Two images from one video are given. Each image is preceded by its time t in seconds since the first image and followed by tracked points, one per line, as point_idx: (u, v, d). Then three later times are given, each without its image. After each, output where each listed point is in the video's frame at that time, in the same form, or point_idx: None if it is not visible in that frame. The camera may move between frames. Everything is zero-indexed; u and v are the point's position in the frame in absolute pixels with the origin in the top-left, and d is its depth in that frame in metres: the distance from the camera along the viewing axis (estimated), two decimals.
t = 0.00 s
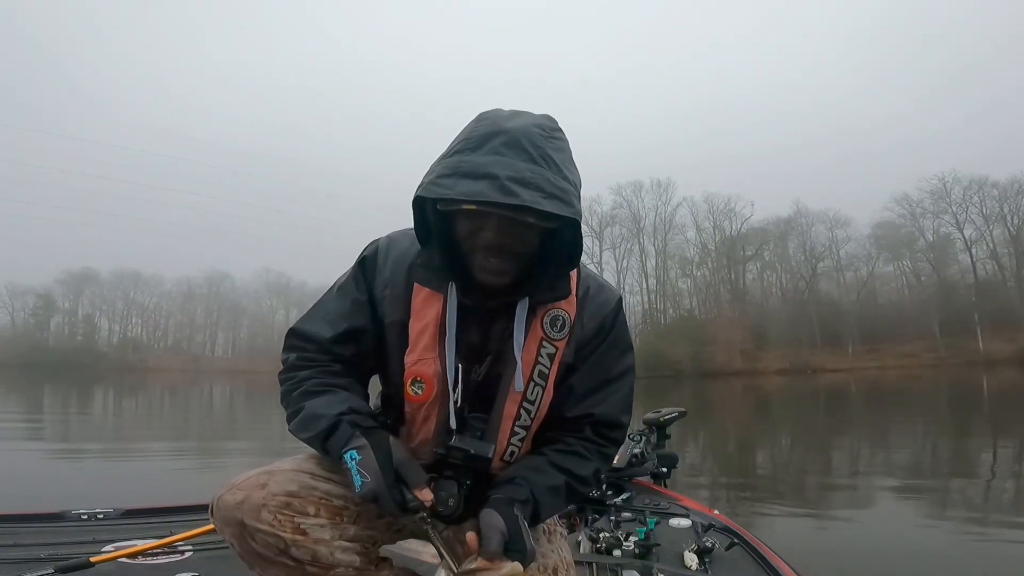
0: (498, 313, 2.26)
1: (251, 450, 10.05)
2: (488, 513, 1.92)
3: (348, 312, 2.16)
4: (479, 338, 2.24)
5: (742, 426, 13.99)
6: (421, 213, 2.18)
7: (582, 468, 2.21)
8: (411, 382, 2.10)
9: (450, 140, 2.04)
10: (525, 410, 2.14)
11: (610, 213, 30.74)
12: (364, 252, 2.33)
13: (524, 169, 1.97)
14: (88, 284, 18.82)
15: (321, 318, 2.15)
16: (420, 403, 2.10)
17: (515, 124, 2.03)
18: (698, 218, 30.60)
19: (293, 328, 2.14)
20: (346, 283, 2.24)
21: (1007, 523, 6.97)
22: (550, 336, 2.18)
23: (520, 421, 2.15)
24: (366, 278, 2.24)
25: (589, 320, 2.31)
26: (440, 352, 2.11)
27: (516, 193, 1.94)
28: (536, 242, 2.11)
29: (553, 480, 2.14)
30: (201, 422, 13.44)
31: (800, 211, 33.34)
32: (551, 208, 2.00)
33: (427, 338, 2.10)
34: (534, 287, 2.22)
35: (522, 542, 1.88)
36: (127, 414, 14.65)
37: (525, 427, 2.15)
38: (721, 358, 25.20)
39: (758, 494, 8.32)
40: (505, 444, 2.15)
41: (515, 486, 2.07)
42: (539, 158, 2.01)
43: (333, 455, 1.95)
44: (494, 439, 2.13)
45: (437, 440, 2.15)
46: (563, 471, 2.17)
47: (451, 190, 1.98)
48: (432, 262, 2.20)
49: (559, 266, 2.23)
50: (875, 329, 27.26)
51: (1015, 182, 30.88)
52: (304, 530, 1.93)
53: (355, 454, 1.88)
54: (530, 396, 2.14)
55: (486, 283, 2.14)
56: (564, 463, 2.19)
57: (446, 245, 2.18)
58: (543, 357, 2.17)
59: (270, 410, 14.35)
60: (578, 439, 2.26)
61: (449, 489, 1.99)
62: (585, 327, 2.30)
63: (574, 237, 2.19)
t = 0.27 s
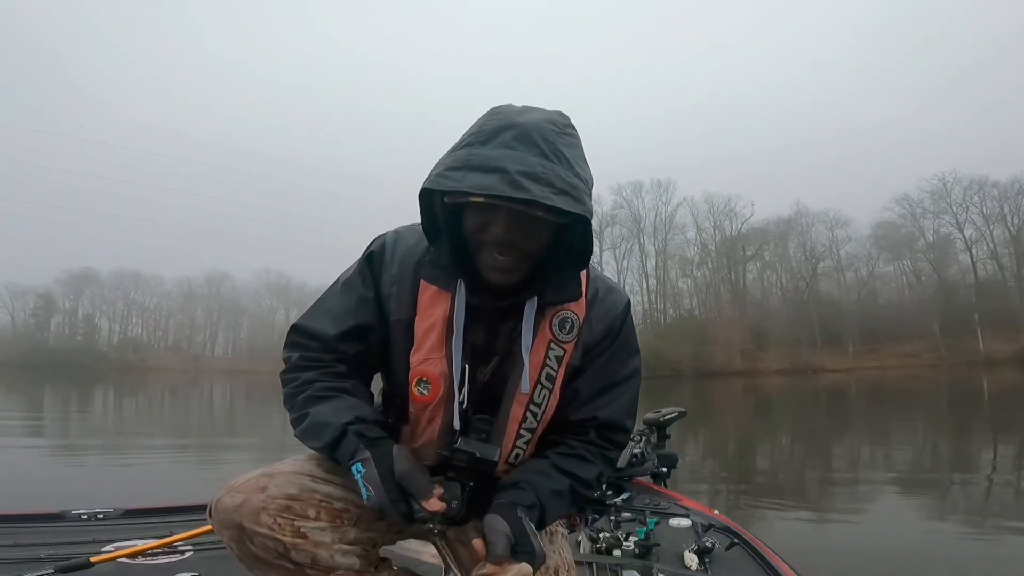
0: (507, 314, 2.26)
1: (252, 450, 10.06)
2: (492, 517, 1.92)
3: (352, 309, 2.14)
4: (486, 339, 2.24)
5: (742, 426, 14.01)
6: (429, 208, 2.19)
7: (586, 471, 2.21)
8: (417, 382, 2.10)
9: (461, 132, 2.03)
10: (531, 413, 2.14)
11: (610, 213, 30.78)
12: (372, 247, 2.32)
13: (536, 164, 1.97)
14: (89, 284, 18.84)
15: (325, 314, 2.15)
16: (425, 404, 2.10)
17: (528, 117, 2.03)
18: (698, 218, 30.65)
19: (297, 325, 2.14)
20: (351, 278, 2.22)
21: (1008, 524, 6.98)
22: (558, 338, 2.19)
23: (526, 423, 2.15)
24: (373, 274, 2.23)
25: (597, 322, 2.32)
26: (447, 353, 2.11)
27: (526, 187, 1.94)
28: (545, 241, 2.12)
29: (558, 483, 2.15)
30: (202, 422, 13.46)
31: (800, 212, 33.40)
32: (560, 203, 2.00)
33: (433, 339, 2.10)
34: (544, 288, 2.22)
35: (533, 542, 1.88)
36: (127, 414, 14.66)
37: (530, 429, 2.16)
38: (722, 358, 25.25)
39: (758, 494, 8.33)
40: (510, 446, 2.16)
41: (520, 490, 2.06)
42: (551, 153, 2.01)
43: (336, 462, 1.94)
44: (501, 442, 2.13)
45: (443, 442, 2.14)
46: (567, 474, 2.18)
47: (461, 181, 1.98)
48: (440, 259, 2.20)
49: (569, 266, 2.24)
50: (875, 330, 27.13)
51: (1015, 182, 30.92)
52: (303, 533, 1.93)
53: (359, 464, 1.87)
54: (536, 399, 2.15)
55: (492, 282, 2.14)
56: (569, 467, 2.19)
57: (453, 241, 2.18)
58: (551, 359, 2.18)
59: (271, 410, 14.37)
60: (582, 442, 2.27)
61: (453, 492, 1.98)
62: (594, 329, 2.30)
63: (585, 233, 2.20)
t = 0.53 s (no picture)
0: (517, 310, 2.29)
1: (252, 450, 10.06)
2: (484, 525, 1.88)
3: (354, 300, 2.14)
4: (491, 336, 2.25)
5: (742, 426, 14.00)
6: (441, 181, 2.30)
7: (587, 475, 2.20)
8: (422, 377, 2.08)
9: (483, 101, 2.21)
10: (538, 409, 2.14)
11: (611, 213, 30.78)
12: (374, 239, 2.32)
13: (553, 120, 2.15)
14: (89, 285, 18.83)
15: (325, 303, 2.14)
16: (430, 399, 2.09)
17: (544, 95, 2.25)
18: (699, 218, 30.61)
19: (296, 316, 2.12)
20: (352, 267, 2.22)
21: (1009, 524, 6.97)
22: (567, 333, 2.20)
23: (533, 421, 2.15)
24: (376, 266, 2.23)
25: (604, 322, 2.33)
26: (453, 348, 2.11)
27: (544, 134, 2.10)
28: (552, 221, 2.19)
29: (559, 488, 2.13)
30: (203, 422, 13.46)
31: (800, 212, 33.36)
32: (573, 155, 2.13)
33: (440, 332, 2.10)
34: (553, 279, 2.26)
35: (521, 549, 1.85)
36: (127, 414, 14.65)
37: (537, 426, 2.16)
38: (722, 359, 25.27)
39: (758, 494, 8.33)
40: (518, 444, 2.16)
41: (518, 496, 2.04)
42: (565, 119, 2.20)
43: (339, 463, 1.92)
44: (508, 440, 2.13)
45: (447, 441, 2.14)
46: (569, 479, 2.16)
47: (483, 129, 2.12)
48: (446, 247, 2.21)
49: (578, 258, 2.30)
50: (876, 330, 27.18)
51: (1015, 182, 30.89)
52: (306, 537, 1.93)
53: (361, 467, 1.86)
54: (544, 395, 2.15)
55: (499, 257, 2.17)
56: (572, 471, 2.18)
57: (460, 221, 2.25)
58: (559, 356, 2.18)
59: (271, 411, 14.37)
60: (585, 445, 2.26)
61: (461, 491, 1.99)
62: (600, 329, 2.31)
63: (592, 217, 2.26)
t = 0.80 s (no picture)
0: (519, 311, 2.27)
1: (253, 450, 10.06)
2: (479, 526, 1.89)
3: (359, 299, 2.13)
4: (494, 336, 2.26)
5: (742, 426, 13.99)
6: (434, 197, 2.18)
7: (587, 476, 2.21)
8: (427, 380, 2.09)
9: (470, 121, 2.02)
10: (543, 411, 2.15)
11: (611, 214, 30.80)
12: (377, 237, 2.31)
13: (548, 152, 1.96)
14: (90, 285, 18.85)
15: (325, 299, 2.13)
16: (435, 402, 2.10)
17: (536, 107, 2.02)
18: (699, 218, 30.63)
19: (297, 311, 2.11)
20: (355, 265, 2.20)
21: (1009, 523, 6.98)
22: (569, 335, 2.20)
23: (537, 422, 2.16)
24: (379, 266, 2.23)
25: (606, 322, 2.33)
26: (457, 350, 2.12)
27: (539, 175, 1.92)
28: (558, 233, 2.15)
29: (561, 489, 2.14)
30: (204, 422, 13.47)
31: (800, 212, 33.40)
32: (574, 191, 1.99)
33: (445, 335, 2.11)
34: (559, 282, 2.26)
35: (519, 550, 1.84)
36: (128, 414, 14.67)
37: (541, 427, 2.18)
38: (723, 359, 25.33)
39: (759, 494, 8.34)
40: (522, 445, 2.17)
41: (514, 497, 2.04)
42: (560, 143, 2.00)
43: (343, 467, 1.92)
44: (514, 442, 2.14)
45: (451, 444, 2.15)
46: (570, 481, 2.17)
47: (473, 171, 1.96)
48: (449, 252, 2.20)
49: (585, 261, 2.28)
50: (877, 329, 27.02)
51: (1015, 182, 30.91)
52: (306, 540, 1.93)
53: (367, 474, 1.85)
54: (549, 396, 2.15)
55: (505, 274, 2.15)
56: (573, 472, 2.19)
57: (462, 231, 2.21)
58: (562, 357, 2.19)
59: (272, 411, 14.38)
60: (586, 446, 2.27)
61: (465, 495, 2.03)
62: (603, 328, 2.32)
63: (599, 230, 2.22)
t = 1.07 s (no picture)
0: (519, 311, 2.28)
1: (254, 450, 10.06)
2: (495, 531, 1.94)
3: (354, 308, 2.12)
4: (494, 337, 2.26)
5: (743, 426, 13.97)
6: (426, 213, 2.15)
7: (597, 473, 2.22)
8: (429, 386, 2.11)
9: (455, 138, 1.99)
10: (546, 412, 2.16)
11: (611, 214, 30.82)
12: (371, 243, 2.30)
13: (536, 171, 1.95)
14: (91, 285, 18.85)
15: (322, 310, 2.13)
16: (438, 407, 2.12)
17: (523, 119, 2.00)
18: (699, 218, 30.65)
19: (296, 325, 2.12)
20: (351, 275, 2.20)
21: (1010, 523, 6.99)
22: (570, 334, 2.19)
23: (540, 424, 2.17)
24: (375, 272, 2.21)
25: (607, 318, 2.32)
26: (458, 354, 2.12)
27: (529, 198, 1.93)
28: (554, 242, 2.12)
29: (570, 489, 2.15)
30: (205, 422, 13.47)
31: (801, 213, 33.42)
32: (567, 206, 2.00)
33: (444, 340, 2.10)
34: (557, 284, 2.23)
35: (532, 557, 1.89)
36: (129, 414, 14.67)
37: (545, 428, 2.18)
38: (723, 359, 25.34)
39: (760, 494, 8.34)
40: (527, 446, 2.18)
41: (531, 500, 2.07)
42: (549, 156, 1.99)
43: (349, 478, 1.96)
44: (518, 444, 2.16)
45: (456, 447, 2.17)
46: (580, 480, 2.19)
47: (462, 194, 1.96)
48: (444, 260, 2.19)
49: (583, 262, 2.24)
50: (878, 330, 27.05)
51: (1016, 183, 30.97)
52: (311, 540, 1.94)
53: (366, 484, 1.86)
54: (551, 398, 2.16)
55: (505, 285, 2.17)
56: (582, 471, 2.20)
57: (457, 241, 2.19)
58: (564, 356, 2.18)
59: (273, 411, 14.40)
60: (594, 443, 2.27)
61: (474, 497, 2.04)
62: (603, 325, 2.31)
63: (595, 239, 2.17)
